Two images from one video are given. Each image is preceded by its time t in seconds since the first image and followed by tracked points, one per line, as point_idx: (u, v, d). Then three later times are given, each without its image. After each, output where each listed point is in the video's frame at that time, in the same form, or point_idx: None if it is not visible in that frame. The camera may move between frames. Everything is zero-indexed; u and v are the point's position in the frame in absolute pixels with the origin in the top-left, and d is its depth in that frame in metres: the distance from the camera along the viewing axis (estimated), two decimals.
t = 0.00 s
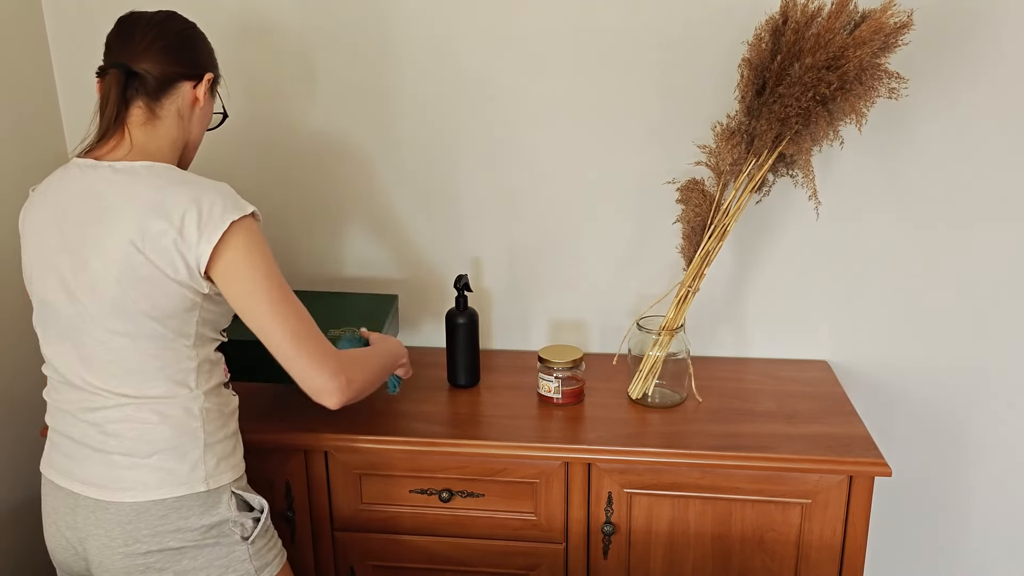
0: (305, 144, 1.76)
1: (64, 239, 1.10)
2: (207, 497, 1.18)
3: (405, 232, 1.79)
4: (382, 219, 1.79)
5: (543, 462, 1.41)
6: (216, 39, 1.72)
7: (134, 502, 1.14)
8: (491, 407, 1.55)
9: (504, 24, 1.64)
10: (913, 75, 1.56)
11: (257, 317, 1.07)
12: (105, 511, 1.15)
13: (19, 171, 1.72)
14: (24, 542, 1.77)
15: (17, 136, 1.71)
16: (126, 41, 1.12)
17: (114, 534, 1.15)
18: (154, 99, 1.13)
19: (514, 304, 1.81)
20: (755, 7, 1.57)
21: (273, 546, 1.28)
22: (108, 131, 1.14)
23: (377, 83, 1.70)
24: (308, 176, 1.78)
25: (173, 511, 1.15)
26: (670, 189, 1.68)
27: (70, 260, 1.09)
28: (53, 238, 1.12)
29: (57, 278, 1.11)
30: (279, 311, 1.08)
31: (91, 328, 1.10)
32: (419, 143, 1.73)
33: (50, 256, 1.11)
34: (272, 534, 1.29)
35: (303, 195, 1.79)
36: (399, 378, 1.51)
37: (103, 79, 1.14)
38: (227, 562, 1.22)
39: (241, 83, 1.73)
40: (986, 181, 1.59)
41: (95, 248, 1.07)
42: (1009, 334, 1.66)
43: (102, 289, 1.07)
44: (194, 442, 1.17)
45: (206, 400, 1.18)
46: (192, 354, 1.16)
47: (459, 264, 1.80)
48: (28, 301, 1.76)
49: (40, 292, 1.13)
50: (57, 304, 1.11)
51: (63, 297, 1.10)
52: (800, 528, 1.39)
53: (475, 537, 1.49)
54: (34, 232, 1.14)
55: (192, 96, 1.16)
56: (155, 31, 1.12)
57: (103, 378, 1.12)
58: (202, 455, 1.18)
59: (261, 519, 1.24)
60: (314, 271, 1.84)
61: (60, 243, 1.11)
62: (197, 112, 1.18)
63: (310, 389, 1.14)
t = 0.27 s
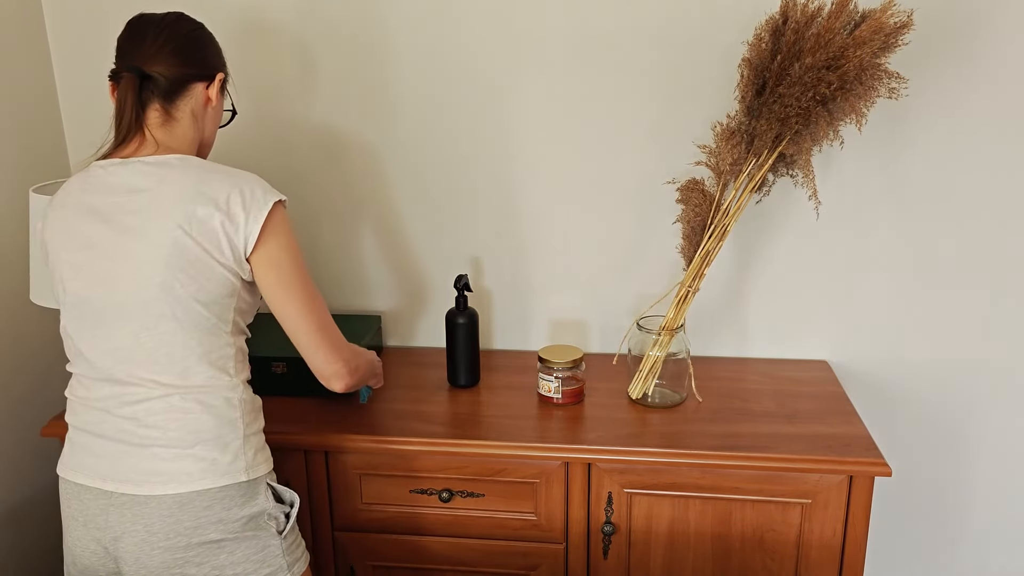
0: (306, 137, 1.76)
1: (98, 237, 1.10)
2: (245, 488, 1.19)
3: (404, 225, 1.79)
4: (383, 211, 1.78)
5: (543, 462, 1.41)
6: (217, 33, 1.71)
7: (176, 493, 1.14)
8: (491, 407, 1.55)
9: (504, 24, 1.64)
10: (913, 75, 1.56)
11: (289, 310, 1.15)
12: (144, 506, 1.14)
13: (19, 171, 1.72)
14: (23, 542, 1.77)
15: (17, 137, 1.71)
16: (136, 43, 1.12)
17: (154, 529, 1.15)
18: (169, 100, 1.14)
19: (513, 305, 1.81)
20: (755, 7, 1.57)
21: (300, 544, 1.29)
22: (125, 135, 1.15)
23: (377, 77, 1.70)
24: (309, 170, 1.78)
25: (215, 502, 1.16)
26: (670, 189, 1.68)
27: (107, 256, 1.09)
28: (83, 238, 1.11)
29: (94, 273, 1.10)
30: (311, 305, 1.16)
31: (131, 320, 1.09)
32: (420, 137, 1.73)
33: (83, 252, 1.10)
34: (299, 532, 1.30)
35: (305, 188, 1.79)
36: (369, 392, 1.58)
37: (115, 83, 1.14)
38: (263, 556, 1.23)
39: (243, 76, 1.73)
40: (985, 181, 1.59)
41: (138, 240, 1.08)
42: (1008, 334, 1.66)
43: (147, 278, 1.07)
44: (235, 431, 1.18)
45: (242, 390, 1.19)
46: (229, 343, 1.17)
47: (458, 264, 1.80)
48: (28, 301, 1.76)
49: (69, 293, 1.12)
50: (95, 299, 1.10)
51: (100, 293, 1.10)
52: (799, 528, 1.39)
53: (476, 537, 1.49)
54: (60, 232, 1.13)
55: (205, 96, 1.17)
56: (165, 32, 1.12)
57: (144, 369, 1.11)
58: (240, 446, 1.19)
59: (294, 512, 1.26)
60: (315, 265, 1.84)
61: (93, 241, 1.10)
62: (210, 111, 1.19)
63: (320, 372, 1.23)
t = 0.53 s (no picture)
0: (313, 138, 1.76)
1: (99, 237, 1.10)
2: (242, 492, 1.18)
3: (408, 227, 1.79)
4: (387, 212, 1.78)
5: (542, 462, 1.41)
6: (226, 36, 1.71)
7: (171, 496, 1.13)
8: (491, 407, 1.55)
9: (505, 24, 1.64)
10: (913, 75, 1.56)
11: (285, 313, 1.14)
12: (138, 508, 1.13)
13: (19, 172, 1.72)
14: (23, 543, 1.77)
15: (17, 137, 1.71)
16: (138, 45, 1.13)
17: (149, 532, 1.14)
18: (167, 101, 1.14)
19: (513, 305, 1.80)
20: (756, 7, 1.57)
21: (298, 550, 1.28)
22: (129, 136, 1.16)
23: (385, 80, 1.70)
24: (314, 172, 1.78)
25: (211, 506, 1.15)
26: (670, 189, 1.68)
27: (108, 256, 1.09)
28: (84, 238, 1.11)
29: (95, 273, 1.10)
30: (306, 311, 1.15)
31: (131, 320, 1.09)
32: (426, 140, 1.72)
33: (84, 253, 1.11)
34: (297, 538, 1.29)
35: (310, 189, 1.79)
36: (363, 392, 1.56)
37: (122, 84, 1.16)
38: (259, 561, 1.21)
39: (253, 77, 1.73)
40: (986, 181, 1.59)
41: (137, 240, 1.08)
42: (1009, 334, 1.65)
43: (147, 278, 1.08)
44: (231, 434, 1.17)
45: (241, 394, 1.19)
46: (229, 346, 1.17)
47: (458, 264, 1.80)
48: (28, 302, 1.76)
49: (72, 292, 1.13)
50: (95, 299, 1.10)
51: (100, 292, 1.10)
52: (800, 529, 1.39)
53: (476, 537, 1.48)
54: (63, 232, 1.13)
55: (204, 95, 1.16)
56: (163, 33, 1.12)
57: (143, 369, 1.11)
58: (237, 449, 1.18)
59: (291, 517, 1.25)
60: (316, 265, 1.84)
61: (94, 241, 1.10)
62: (212, 110, 1.18)
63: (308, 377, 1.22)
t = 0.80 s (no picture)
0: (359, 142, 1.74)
1: (152, 237, 1.09)
2: (299, 486, 1.19)
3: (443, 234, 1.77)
4: (423, 218, 1.77)
5: (542, 463, 1.41)
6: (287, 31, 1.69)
7: (232, 493, 1.13)
8: (492, 407, 1.55)
9: (506, 24, 1.64)
10: (913, 75, 1.56)
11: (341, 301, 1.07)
12: (199, 505, 1.14)
13: (19, 171, 1.72)
14: (23, 543, 1.76)
15: (17, 137, 1.71)
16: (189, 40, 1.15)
17: (211, 527, 1.15)
18: (210, 94, 1.14)
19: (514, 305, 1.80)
20: (756, 7, 1.57)
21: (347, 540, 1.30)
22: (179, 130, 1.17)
23: (444, 91, 1.69)
24: (352, 175, 1.77)
25: (271, 500, 1.16)
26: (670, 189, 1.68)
27: (161, 257, 1.08)
28: (137, 238, 1.11)
29: (148, 276, 1.09)
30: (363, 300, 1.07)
31: (183, 322, 1.09)
32: (473, 148, 1.71)
33: (138, 255, 1.10)
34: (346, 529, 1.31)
35: (348, 190, 1.77)
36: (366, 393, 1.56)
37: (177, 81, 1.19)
38: (317, 552, 1.23)
39: (311, 77, 1.71)
40: (986, 181, 1.59)
41: (190, 241, 1.07)
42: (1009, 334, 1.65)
43: (201, 281, 1.06)
44: (287, 431, 1.17)
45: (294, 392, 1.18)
46: (280, 345, 1.16)
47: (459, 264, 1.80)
48: (28, 302, 1.76)
49: (125, 292, 1.12)
50: (149, 300, 1.10)
51: (153, 294, 1.09)
52: (799, 529, 1.39)
53: (476, 537, 1.48)
54: (117, 232, 1.13)
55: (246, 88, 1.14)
56: (210, 26, 1.13)
57: (197, 372, 1.10)
58: (292, 445, 1.18)
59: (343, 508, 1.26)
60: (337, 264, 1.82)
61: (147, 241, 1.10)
62: (255, 104, 1.16)
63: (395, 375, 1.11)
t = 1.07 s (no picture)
0: (384, 144, 1.74)
1: (184, 235, 1.09)
2: (327, 483, 1.19)
3: (466, 236, 1.77)
4: (445, 220, 1.77)
5: (542, 462, 1.41)
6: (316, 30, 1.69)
7: (262, 490, 1.13)
8: (492, 407, 1.55)
9: (506, 24, 1.64)
10: (913, 75, 1.56)
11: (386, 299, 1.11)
12: (228, 503, 1.13)
13: (19, 171, 1.72)
14: (23, 543, 1.76)
15: (17, 137, 1.71)
16: (237, 38, 1.11)
17: (241, 525, 1.13)
18: (265, 99, 1.13)
19: (513, 305, 1.80)
20: (756, 7, 1.57)
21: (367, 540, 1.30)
22: (218, 132, 1.14)
23: (469, 92, 1.68)
24: (375, 177, 1.77)
25: (301, 497, 1.15)
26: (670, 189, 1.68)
27: (194, 256, 1.08)
28: (168, 236, 1.10)
29: (178, 273, 1.09)
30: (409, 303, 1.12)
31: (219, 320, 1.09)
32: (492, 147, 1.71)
33: (169, 254, 1.10)
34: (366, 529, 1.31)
35: (368, 190, 1.77)
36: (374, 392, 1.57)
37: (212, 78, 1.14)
38: (342, 550, 1.22)
39: (337, 78, 1.71)
40: (986, 181, 1.59)
41: (229, 241, 1.07)
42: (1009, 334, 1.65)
43: (240, 281, 1.07)
44: (317, 429, 1.17)
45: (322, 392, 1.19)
46: (309, 345, 1.17)
47: (459, 264, 1.80)
48: (27, 302, 1.76)
49: (155, 292, 1.12)
50: (182, 299, 1.10)
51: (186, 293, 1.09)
52: (799, 529, 1.39)
53: (475, 537, 1.48)
54: (146, 230, 1.12)
55: (299, 96, 1.16)
56: (265, 28, 1.11)
57: (231, 370, 1.11)
58: (320, 442, 1.18)
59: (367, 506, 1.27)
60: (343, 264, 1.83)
61: (179, 239, 1.09)
62: (303, 111, 1.18)
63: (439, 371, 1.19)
